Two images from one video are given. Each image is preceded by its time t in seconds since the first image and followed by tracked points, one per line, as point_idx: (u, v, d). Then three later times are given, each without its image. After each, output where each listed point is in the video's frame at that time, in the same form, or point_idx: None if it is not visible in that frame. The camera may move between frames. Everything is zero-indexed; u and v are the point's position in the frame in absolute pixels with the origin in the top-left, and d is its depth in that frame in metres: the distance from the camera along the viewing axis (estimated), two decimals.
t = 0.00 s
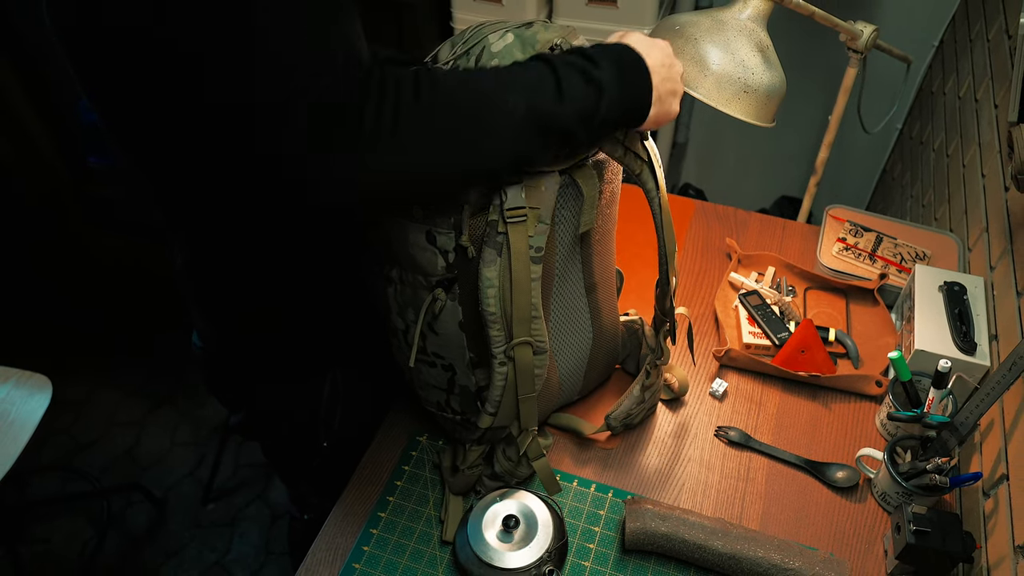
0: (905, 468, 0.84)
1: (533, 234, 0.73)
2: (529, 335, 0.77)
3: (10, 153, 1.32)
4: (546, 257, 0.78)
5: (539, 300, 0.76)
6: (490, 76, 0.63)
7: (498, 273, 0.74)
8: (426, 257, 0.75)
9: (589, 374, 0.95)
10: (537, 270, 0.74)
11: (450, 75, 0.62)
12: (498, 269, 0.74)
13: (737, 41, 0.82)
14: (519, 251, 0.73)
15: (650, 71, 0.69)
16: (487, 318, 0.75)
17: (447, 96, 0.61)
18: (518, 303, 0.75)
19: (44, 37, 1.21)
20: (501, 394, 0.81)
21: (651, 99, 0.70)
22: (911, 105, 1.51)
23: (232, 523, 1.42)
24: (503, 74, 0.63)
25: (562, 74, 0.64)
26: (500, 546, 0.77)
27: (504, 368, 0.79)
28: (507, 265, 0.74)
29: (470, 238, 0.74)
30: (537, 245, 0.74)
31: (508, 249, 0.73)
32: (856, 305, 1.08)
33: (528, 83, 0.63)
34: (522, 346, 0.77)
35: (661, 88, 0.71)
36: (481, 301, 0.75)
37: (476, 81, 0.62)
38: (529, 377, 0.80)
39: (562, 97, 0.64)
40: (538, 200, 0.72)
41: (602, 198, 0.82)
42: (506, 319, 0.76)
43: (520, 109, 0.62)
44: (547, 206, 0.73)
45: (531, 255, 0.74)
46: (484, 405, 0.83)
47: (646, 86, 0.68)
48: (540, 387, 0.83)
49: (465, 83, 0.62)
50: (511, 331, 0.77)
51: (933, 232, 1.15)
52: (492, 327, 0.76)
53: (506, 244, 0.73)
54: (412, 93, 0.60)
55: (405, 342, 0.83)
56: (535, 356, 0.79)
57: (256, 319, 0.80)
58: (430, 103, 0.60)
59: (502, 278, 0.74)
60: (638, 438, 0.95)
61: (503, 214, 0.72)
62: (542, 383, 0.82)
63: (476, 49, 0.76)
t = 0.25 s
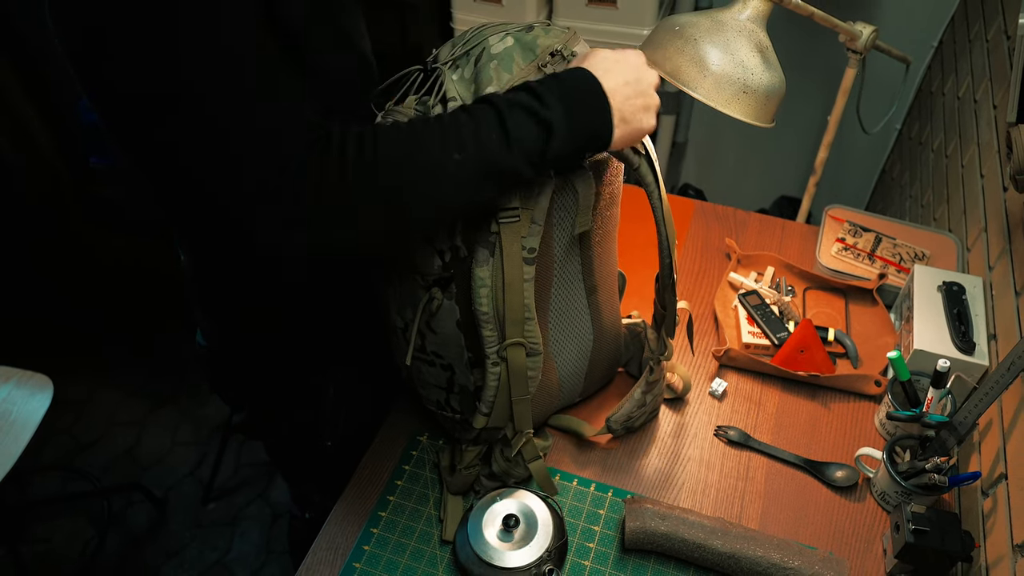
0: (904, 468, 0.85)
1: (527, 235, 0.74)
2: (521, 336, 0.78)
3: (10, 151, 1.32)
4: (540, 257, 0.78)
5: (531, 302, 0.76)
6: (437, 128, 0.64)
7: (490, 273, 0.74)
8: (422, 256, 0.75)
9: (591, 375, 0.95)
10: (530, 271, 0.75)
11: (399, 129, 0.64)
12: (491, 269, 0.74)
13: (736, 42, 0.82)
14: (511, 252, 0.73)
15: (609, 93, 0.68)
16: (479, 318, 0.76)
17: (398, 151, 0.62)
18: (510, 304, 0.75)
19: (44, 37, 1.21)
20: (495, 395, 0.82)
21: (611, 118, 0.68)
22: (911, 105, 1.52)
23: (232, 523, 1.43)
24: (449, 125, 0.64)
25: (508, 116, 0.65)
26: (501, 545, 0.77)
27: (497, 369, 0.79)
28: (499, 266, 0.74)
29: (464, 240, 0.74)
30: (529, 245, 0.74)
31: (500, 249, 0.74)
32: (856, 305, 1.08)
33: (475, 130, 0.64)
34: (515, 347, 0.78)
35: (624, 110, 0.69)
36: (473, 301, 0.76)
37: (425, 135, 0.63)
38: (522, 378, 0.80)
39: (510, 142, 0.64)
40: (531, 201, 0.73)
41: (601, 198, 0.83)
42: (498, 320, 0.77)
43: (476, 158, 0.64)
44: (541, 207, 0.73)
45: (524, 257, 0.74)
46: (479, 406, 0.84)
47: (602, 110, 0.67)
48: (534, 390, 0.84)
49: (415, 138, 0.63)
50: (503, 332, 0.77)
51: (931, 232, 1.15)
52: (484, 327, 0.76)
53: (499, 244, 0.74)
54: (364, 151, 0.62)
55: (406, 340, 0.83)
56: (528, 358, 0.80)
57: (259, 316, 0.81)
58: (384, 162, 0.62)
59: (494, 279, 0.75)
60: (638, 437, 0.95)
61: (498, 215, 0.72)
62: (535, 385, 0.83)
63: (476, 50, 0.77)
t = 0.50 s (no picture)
0: (904, 467, 0.85)
1: (525, 222, 0.74)
2: (521, 323, 0.78)
3: (10, 152, 1.32)
4: (538, 246, 0.78)
5: (530, 289, 0.76)
6: (450, 105, 0.63)
7: (489, 261, 0.75)
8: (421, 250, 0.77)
9: (591, 375, 0.95)
10: (529, 258, 0.75)
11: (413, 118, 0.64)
12: (489, 256, 0.75)
13: (735, 42, 0.82)
14: (510, 239, 0.74)
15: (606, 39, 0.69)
16: (479, 306, 0.76)
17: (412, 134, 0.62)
18: (509, 290, 0.75)
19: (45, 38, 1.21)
20: (495, 384, 0.81)
21: (613, 55, 0.68)
22: (910, 106, 1.52)
23: (233, 522, 1.43)
24: (460, 99, 0.64)
25: (515, 75, 0.64)
26: (500, 544, 0.78)
27: (497, 356, 0.79)
28: (498, 253, 0.75)
29: (465, 229, 0.75)
30: (528, 232, 0.75)
31: (499, 237, 0.74)
32: (855, 306, 1.08)
33: (486, 97, 0.64)
34: (515, 334, 0.78)
35: (623, 50, 0.70)
36: (473, 288, 0.76)
37: (439, 114, 0.63)
38: (522, 367, 0.80)
39: (524, 98, 0.64)
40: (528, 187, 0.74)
41: (598, 188, 0.83)
42: (498, 307, 0.77)
43: (494, 127, 0.63)
44: (538, 194, 0.75)
45: (522, 244, 0.75)
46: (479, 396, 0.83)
47: (603, 52, 0.67)
48: (534, 377, 0.83)
49: (428, 119, 0.63)
50: (503, 320, 0.78)
51: (930, 232, 1.15)
52: (484, 313, 0.76)
53: (497, 232, 0.74)
54: (382, 143, 0.62)
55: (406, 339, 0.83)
56: (528, 346, 0.80)
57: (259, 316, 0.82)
58: (404, 148, 0.62)
59: (494, 266, 0.75)
60: (638, 435, 0.95)
61: (496, 203, 0.74)
62: (535, 373, 0.83)
63: (473, 43, 0.76)
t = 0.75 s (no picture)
0: (903, 467, 0.85)
1: (526, 224, 0.75)
2: (522, 325, 0.78)
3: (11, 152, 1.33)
4: (538, 248, 0.79)
5: (532, 290, 0.77)
6: (467, 122, 0.64)
7: (490, 263, 0.75)
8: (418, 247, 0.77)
9: (592, 375, 0.96)
10: (530, 260, 0.75)
11: (428, 133, 0.64)
12: (491, 260, 0.75)
13: (735, 43, 0.82)
14: (511, 242, 0.74)
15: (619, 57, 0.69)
16: (480, 308, 0.76)
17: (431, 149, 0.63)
18: (510, 292, 0.76)
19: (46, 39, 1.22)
20: (496, 386, 0.81)
21: (627, 74, 0.68)
22: (908, 106, 1.52)
23: (234, 522, 1.43)
24: (477, 115, 0.64)
25: (532, 92, 0.64)
26: (500, 544, 0.78)
27: (498, 358, 0.79)
28: (499, 255, 0.75)
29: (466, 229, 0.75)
30: (529, 234, 0.75)
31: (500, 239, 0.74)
32: (854, 306, 1.08)
33: (504, 114, 0.64)
34: (516, 336, 0.78)
35: (636, 67, 0.70)
36: (474, 291, 0.76)
37: (457, 130, 0.63)
38: (523, 368, 0.80)
39: (541, 115, 0.64)
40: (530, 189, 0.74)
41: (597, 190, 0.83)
42: (499, 308, 0.77)
43: (513, 145, 0.64)
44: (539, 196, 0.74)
45: (524, 245, 0.75)
46: (480, 398, 0.83)
47: (620, 71, 0.67)
48: (535, 379, 0.84)
49: (446, 137, 0.63)
50: (504, 321, 0.78)
51: (929, 232, 1.16)
52: (485, 315, 0.77)
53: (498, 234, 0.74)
54: (398, 160, 0.62)
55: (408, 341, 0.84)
56: (529, 347, 0.80)
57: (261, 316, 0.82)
58: (423, 166, 0.62)
59: (495, 268, 0.75)
60: (638, 434, 0.96)
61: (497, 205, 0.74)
62: (536, 375, 0.83)
63: (473, 45, 0.77)
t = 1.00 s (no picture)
0: (901, 466, 0.85)
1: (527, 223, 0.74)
2: (525, 324, 0.78)
3: (11, 152, 1.33)
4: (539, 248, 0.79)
5: (533, 290, 0.77)
6: (474, 156, 0.64)
7: (493, 262, 0.75)
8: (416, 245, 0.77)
9: (592, 374, 0.96)
10: (532, 259, 0.75)
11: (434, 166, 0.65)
12: (494, 262, 0.75)
13: (734, 43, 0.83)
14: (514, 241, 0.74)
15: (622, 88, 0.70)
16: (483, 308, 0.76)
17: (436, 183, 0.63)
18: (513, 292, 0.76)
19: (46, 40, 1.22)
20: (500, 385, 0.81)
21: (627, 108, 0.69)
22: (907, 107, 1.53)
23: (234, 521, 1.44)
24: (483, 150, 0.64)
25: (538, 131, 0.64)
26: (502, 545, 0.78)
27: (501, 357, 0.79)
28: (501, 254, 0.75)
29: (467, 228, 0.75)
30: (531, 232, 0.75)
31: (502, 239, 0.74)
32: (853, 306, 1.09)
33: (508, 150, 0.64)
34: (519, 335, 0.78)
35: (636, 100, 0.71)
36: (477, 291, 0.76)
37: (462, 164, 0.63)
38: (526, 367, 0.80)
39: (545, 153, 0.64)
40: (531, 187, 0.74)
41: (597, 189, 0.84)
42: (502, 308, 0.77)
43: (517, 184, 0.64)
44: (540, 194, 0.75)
45: (526, 244, 0.75)
46: (484, 398, 0.83)
47: (620, 107, 0.68)
48: (537, 379, 0.84)
49: (451, 170, 0.64)
50: (507, 320, 0.78)
51: (928, 233, 1.16)
52: (487, 314, 0.76)
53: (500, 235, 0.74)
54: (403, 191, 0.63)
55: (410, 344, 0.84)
56: (532, 346, 0.80)
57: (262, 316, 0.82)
58: (427, 199, 0.63)
59: (497, 268, 0.75)
60: (640, 432, 0.96)
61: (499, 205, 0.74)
62: (538, 374, 0.83)
63: (471, 46, 0.78)
